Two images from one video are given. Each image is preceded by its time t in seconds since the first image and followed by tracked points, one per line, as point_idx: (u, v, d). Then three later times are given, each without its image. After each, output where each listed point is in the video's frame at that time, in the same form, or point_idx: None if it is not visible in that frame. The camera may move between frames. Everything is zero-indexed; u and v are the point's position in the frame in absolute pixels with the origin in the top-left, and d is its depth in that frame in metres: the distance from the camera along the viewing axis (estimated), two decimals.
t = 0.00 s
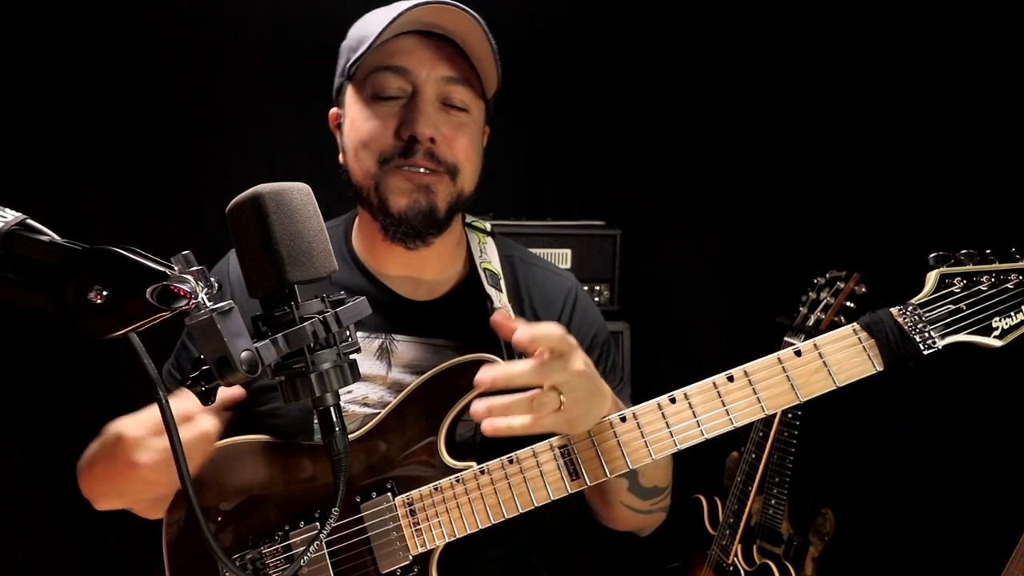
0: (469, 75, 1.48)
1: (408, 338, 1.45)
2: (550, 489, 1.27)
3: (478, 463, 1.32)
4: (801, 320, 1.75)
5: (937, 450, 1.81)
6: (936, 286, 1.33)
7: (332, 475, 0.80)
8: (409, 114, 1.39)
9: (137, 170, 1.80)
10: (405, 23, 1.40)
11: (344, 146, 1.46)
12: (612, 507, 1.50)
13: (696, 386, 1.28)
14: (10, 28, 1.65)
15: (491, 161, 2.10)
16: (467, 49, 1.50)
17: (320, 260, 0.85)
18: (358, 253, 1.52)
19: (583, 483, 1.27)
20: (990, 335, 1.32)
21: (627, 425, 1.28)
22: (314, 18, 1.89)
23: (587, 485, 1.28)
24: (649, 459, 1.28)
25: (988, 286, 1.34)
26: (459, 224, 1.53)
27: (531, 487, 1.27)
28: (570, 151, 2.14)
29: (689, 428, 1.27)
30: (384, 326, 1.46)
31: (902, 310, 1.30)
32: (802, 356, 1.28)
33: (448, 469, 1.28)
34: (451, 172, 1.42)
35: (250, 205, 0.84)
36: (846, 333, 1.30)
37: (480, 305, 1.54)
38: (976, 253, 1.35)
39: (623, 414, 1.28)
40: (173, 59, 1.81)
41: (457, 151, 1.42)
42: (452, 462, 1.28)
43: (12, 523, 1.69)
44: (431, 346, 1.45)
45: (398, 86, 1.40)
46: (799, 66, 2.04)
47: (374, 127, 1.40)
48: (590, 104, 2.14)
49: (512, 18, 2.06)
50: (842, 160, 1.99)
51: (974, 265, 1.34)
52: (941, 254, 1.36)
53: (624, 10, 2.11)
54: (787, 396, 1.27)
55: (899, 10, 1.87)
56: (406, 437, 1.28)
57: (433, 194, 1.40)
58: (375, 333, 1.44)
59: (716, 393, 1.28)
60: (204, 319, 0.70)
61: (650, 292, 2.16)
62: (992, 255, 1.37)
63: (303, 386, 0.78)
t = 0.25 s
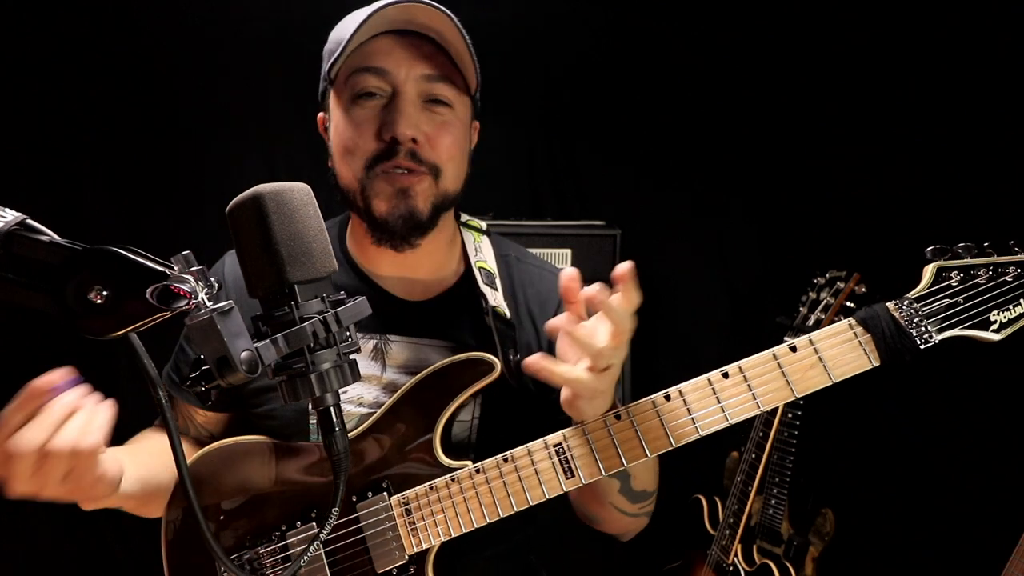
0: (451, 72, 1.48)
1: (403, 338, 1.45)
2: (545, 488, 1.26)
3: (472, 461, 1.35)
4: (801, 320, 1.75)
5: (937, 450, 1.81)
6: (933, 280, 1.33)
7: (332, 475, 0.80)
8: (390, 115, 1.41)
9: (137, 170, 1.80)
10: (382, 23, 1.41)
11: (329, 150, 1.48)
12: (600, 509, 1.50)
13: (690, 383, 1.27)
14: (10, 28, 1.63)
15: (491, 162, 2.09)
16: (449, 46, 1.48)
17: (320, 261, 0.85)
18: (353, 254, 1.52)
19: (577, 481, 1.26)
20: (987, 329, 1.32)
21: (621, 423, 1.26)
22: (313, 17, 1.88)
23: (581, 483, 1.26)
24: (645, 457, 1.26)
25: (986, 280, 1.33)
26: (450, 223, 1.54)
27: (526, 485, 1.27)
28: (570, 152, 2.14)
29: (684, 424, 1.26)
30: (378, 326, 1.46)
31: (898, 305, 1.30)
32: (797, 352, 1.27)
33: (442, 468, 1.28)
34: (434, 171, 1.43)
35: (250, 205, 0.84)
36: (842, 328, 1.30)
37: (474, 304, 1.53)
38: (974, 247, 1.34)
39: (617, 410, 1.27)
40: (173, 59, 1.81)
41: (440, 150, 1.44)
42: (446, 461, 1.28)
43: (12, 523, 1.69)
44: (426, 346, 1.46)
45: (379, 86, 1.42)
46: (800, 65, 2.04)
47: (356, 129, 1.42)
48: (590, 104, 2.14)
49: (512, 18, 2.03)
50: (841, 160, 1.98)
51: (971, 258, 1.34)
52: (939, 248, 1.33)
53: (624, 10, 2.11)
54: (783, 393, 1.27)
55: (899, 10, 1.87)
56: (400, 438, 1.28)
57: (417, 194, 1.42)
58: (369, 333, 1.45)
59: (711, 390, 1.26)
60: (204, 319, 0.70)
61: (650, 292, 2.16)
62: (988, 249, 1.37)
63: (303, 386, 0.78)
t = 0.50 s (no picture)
0: (437, 68, 1.41)
1: (402, 338, 1.46)
2: (543, 487, 1.26)
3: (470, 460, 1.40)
4: (801, 320, 1.75)
5: (938, 450, 1.81)
6: (930, 276, 1.32)
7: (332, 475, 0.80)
8: (367, 112, 1.38)
9: (137, 170, 1.80)
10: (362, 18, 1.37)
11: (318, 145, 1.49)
12: (599, 508, 1.50)
13: (687, 380, 1.26)
14: (10, 28, 1.66)
15: (491, 162, 2.09)
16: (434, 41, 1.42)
17: (321, 260, 0.85)
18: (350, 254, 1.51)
19: (576, 480, 1.26)
20: (984, 325, 1.33)
21: (619, 421, 1.26)
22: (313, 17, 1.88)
23: (579, 481, 1.27)
24: (642, 455, 1.26)
25: (983, 275, 1.33)
26: (444, 223, 1.51)
27: (525, 484, 1.27)
28: (570, 152, 2.14)
29: (681, 421, 1.25)
30: (377, 326, 1.47)
31: (896, 301, 1.29)
32: (794, 349, 1.26)
33: (440, 468, 1.28)
34: (409, 171, 1.40)
35: (250, 205, 0.84)
36: (838, 324, 1.28)
37: (472, 304, 1.53)
38: (971, 241, 1.33)
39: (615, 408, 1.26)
40: (173, 60, 1.81)
41: (415, 149, 1.39)
42: (444, 461, 1.28)
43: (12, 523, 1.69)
44: (424, 346, 1.47)
45: (358, 82, 1.39)
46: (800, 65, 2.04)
47: (335, 124, 1.41)
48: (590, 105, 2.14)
49: (512, 18, 2.04)
50: (842, 160, 1.98)
51: (968, 254, 1.34)
52: (935, 243, 1.32)
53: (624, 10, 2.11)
54: (780, 391, 1.25)
55: (900, 10, 1.87)
56: (398, 438, 1.28)
57: (391, 194, 1.39)
58: (368, 334, 1.45)
59: (708, 388, 1.26)
60: (204, 319, 0.70)
61: (650, 292, 2.16)
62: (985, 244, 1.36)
63: (303, 386, 0.78)
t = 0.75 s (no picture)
0: (453, 70, 1.46)
1: (402, 338, 1.46)
2: (543, 488, 1.26)
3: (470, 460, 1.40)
4: (801, 320, 1.75)
5: (937, 450, 1.81)
6: (929, 276, 1.32)
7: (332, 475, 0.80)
8: (388, 111, 1.41)
9: (137, 170, 1.80)
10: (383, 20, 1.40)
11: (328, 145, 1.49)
12: (598, 508, 1.50)
13: (687, 381, 1.26)
14: (10, 28, 1.66)
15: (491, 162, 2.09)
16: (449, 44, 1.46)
17: (321, 260, 0.85)
18: (351, 251, 1.50)
19: (575, 481, 1.26)
20: (983, 325, 1.32)
21: (619, 422, 1.26)
22: (313, 18, 1.88)
23: (579, 482, 1.27)
24: (641, 456, 1.26)
25: (983, 275, 1.34)
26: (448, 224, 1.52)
27: (524, 485, 1.27)
28: (570, 152, 2.14)
29: (681, 423, 1.26)
30: (378, 326, 1.47)
31: (895, 301, 1.30)
32: (793, 350, 1.27)
33: (440, 469, 1.28)
34: (430, 169, 1.44)
35: (250, 205, 0.84)
36: (838, 325, 1.29)
37: (472, 303, 1.53)
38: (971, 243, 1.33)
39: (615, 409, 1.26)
40: (174, 60, 1.81)
41: (437, 148, 1.43)
42: (444, 462, 1.28)
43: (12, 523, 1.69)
44: (425, 346, 1.47)
45: (377, 83, 1.41)
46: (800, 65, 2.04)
47: (353, 124, 1.42)
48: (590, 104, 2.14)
49: (512, 18, 2.01)
50: (842, 160, 1.98)
51: (968, 255, 1.34)
52: (935, 244, 1.33)
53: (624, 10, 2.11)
54: (779, 391, 1.26)
55: (900, 10, 1.87)
56: (399, 437, 1.28)
57: (412, 191, 1.43)
58: (369, 333, 1.45)
59: (707, 389, 1.26)
60: (204, 319, 0.70)
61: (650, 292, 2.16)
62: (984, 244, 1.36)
63: (303, 386, 0.78)
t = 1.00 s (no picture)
0: (471, 75, 1.49)
1: (406, 338, 1.46)
2: (545, 490, 1.26)
3: (472, 462, 1.40)
4: (800, 320, 1.75)
5: (937, 450, 1.81)
6: (933, 283, 1.32)
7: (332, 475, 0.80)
8: (407, 108, 1.40)
9: (137, 170, 1.80)
10: (408, 20, 1.41)
11: (340, 142, 1.46)
12: (594, 512, 1.50)
13: (690, 385, 1.26)
14: (10, 28, 1.66)
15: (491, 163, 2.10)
16: (467, 50, 1.50)
17: (321, 260, 0.85)
18: (356, 250, 1.52)
19: (578, 483, 1.26)
20: (987, 331, 1.31)
21: (622, 425, 1.25)
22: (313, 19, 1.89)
23: (581, 485, 1.26)
24: (644, 460, 1.25)
25: (986, 282, 1.34)
26: (455, 227, 1.52)
27: (526, 487, 1.26)
28: (569, 152, 2.14)
29: (683, 427, 1.25)
30: (382, 326, 1.46)
31: (899, 308, 1.29)
32: (797, 354, 1.27)
33: (443, 470, 1.28)
34: (446, 168, 1.42)
35: (250, 205, 0.84)
36: (842, 330, 1.29)
37: (476, 305, 1.54)
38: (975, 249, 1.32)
39: (618, 413, 1.25)
40: (173, 60, 1.81)
41: (454, 148, 1.42)
42: (446, 463, 1.28)
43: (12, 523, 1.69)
44: (428, 347, 1.46)
45: (399, 80, 1.42)
46: (800, 66, 2.04)
47: (371, 119, 1.40)
48: (589, 105, 2.14)
49: (511, 18, 2.06)
50: (841, 160, 1.98)
51: (972, 261, 1.34)
52: (940, 251, 1.31)
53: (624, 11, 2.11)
54: (783, 396, 1.26)
55: (899, 9, 1.87)
56: (402, 438, 1.28)
57: (426, 189, 1.40)
58: (372, 334, 1.45)
59: (710, 393, 1.25)
60: (204, 319, 0.70)
61: (650, 292, 2.16)
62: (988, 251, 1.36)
63: (303, 386, 0.78)
